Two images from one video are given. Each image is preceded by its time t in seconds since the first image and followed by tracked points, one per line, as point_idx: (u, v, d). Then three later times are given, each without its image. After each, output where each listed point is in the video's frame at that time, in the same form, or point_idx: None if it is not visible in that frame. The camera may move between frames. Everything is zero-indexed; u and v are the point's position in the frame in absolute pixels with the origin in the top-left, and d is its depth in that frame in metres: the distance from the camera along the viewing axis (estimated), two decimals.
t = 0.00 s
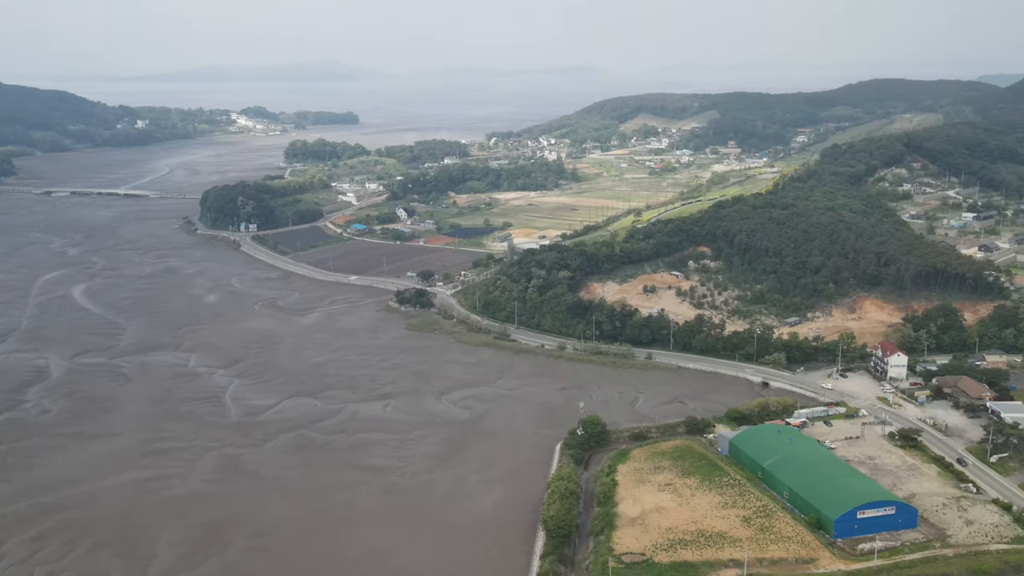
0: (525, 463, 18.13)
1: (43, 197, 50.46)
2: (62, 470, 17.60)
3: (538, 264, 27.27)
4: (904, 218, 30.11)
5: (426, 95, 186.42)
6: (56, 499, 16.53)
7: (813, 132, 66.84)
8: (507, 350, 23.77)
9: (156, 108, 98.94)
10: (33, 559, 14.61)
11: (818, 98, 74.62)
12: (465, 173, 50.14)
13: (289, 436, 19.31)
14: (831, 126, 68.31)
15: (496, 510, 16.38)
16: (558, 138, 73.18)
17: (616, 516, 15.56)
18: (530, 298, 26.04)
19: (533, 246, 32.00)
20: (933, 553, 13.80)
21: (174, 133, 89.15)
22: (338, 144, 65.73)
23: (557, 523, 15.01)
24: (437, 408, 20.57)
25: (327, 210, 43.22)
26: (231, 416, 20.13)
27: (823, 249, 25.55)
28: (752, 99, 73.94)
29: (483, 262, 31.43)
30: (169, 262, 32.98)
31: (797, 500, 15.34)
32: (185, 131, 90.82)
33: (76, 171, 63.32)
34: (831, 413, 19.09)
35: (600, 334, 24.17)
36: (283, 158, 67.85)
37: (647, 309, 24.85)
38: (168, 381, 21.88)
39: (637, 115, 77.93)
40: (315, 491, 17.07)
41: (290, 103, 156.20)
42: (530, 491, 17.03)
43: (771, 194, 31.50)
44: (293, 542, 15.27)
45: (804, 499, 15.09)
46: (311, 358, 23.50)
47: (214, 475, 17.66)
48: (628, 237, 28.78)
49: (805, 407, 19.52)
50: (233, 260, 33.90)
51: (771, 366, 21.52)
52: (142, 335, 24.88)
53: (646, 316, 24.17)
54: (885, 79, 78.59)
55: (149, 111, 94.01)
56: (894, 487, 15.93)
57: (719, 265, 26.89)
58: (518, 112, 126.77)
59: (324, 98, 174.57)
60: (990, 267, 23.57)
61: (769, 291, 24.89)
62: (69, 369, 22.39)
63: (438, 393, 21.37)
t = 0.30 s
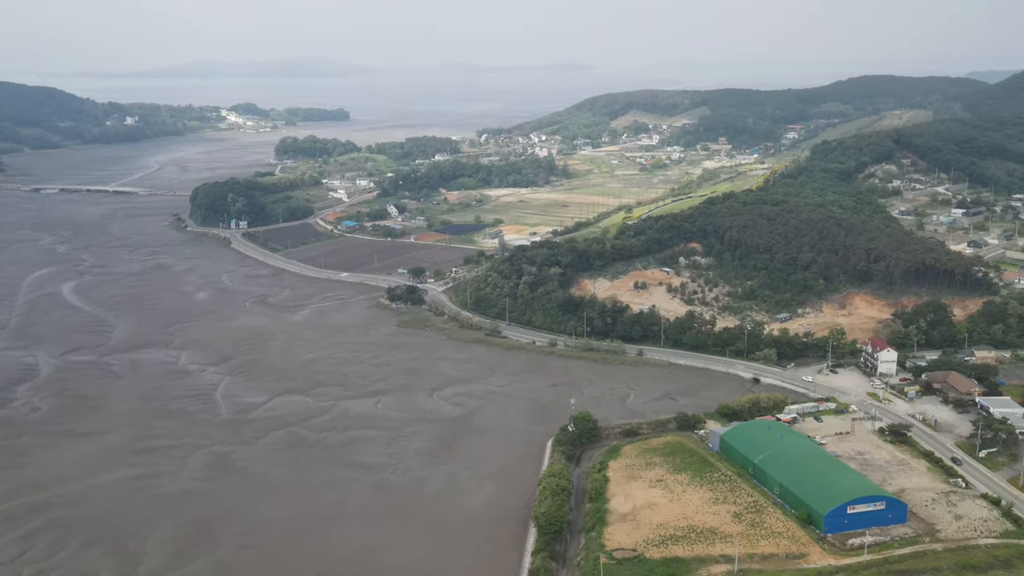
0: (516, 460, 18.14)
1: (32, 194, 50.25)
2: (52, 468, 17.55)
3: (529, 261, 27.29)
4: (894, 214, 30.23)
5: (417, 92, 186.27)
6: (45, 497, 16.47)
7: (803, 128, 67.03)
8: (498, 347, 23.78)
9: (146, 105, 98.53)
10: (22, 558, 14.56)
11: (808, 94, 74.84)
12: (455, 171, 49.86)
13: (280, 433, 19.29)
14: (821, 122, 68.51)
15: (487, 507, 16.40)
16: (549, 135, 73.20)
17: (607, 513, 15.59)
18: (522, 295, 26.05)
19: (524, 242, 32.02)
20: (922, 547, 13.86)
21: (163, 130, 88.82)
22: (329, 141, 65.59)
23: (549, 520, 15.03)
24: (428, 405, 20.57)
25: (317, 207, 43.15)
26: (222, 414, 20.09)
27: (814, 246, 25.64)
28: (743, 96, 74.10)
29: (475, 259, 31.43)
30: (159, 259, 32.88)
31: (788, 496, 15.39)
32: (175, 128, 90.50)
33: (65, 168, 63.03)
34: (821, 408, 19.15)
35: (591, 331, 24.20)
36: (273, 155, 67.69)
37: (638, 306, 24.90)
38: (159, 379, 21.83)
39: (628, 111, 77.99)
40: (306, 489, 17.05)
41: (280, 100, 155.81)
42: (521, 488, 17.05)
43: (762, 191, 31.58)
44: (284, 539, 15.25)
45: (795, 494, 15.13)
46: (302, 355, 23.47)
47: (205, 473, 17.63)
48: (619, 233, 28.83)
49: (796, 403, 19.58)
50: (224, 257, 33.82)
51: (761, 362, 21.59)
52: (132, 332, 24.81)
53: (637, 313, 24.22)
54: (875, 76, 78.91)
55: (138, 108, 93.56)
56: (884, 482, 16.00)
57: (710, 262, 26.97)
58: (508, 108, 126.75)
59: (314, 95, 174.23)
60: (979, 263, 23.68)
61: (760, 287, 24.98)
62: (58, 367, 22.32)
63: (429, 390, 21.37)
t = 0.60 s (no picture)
0: (507, 456, 18.15)
1: (20, 191, 49.97)
2: (41, 466, 17.48)
3: (520, 257, 27.29)
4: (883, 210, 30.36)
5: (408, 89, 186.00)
6: (35, 496, 16.41)
7: (793, 124, 67.23)
8: (489, 343, 23.78)
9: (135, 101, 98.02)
10: (12, 557, 14.50)
11: (798, 91, 75.08)
12: (446, 167, 49.96)
13: (271, 430, 19.26)
14: (811, 118, 68.73)
15: (479, 503, 16.41)
16: (539, 131, 73.19)
17: (598, 509, 15.61)
18: (512, 291, 26.05)
19: (514, 239, 32.03)
20: (912, 542, 13.91)
21: (152, 127, 88.44)
22: (319, 137, 65.41)
23: (541, 516, 15.04)
24: (420, 402, 20.56)
25: (308, 204, 43.07)
26: (213, 411, 20.04)
27: (804, 241, 25.72)
28: (733, 92, 74.24)
29: (466, 256, 31.44)
30: (148, 256, 32.76)
31: (778, 491, 15.43)
32: (164, 125, 90.14)
33: (53, 165, 62.66)
34: (812, 404, 19.21)
35: (582, 327, 24.24)
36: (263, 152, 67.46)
37: (629, 302, 24.95)
38: (149, 377, 21.77)
39: (619, 108, 78.02)
40: (297, 486, 17.03)
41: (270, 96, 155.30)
42: (513, 484, 17.07)
43: (752, 187, 31.66)
44: (276, 537, 15.21)
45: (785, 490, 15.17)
46: (293, 352, 23.44)
47: (196, 470, 17.59)
48: (610, 229, 28.86)
49: (787, 398, 19.63)
50: (214, 254, 33.73)
51: (752, 358, 21.64)
52: (122, 330, 24.73)
53: (628, 309, 24.26)
54: (864, 73, 79.27)
55: (126, 105, 93.02)
56: (874, 477, 16.06)
57: (701, 258, 27.02)
58: (499, 105, 126.74)
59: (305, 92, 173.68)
60: (968, 259, 23.80)
61: (750, 283, 25.06)
62: (47, 365, 22.23)
63: (420, 386, 21.37)
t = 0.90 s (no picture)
0: (499, 452, 18.18)
1: (8, 187, 49.67)
2: (31, 464, 17.42)
3: (511, 253, 27.29)
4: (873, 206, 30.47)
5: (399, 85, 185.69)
6: (25, 494, 16.35)
7: (784, 120, 67.38)
8: (480, 339, 23.80)
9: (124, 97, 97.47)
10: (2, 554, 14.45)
11: (789, 87, 75.27)
12: (437, 163, 49.93)
13: (262, 427, 19.24)
14: (801, 114, 68.91)
15: (471, 499, 16.42)
16: (530, 127, 73.15)
17: (590, 504, 15.64)
18: (504, 287, 26.05)
19: (505, 235, 32.04)
20: (902, 536, 13.98)
21: (142, 123, 88.04)
22: (310, 133, 65.23)
23: (532, 512, 15.06)
24: (411, 398, 20.57)
25: (299, 200, 42.96)
26: (203, 408, 20.01)
27: (795, 237, 25.80)
28: (724, 89, 74.36)
29: (457, 251, 31.43)
30: (138, 253, 32.65)
31: (770, 486, 15.48)
32: (154, 121, 89.70)
33: (42, 161, 62.29)
34: (802, 399, 19.27)
35: (573, 323, 24.27)
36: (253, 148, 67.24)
37: (620, 298, 24.99)
38: (140, 373, 21.70)
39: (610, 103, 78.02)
40: (288, 482, 17.02)
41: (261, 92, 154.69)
42: (505, 480, 17.09)
43: (742, 182, 31.72)
44: (267, 534, 15.19)
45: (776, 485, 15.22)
46: (283, 348, 23.42)
47: (187, 467, 17.56)
48: (601, 225, 28.89)
49: (777, 393, 19.70)
50: (204, 250, 33.64)
51: (743, 354, 21.70)
52: (112, 326, 24.65)
53: (619, 305, 24.30)
54: (854, 69, 79.53)
55: (115, 100, 92.40)
56: (865, 472, 16.13)
57: (691, 254, 27.09)
58: (489, 101, 126.59)
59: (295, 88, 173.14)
60: (958, 254, 23.93)
61: (741, 279, 25.14)
62: (37, 362, 22.14)
63: (412, 382, 21.37)
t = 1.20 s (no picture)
0: (491, 447, 18.19)
1: None
2: (21, 462, 17.36)
3: (502, 249, 27.29)
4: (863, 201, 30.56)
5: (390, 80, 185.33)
6: (14, 491, 16.29)
7: (774, 116, 67.53)
8: (472, 335, 23.80)
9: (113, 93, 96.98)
10: None
11: (780, 83, 75.44)
12: (428, 159, 49.88)
13: (253, 423, 19.21)
14: (791, 109, 69.07)
15: (462, 495, 16.43)
16: (521, 123, 73.11)
17: (582, 500, 15.66)
18: (495, 283, 26.06)
19: (497, 231, 32.04)
20: (892, 530, 14.03)
21: (131, 119, 87.67)
22: (301, 129, 65.08)
23: (524, 507, 15.07)
24: (403, 394, 20.56)
25: (289, 196, 42.88)
26: (194, 405, 19.97)
27: (785, 232, 25.87)
28: (715, 84, 74.48)
29: (448, 247, 31.42)
30: (128, 250, 32.53)
31: (760, 481, 15.51)
32: (143, 117, 89.31)
33: (30, 157, 61.96)
34: (793, 394, 19.33)
35: (565, 318, 24.29)
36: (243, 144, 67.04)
37: (612, 294, 25.03)
38: (130, 371, 21.64)
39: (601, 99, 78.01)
40: (280, 479, 17.00)
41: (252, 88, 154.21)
42: (496, 475, 17.10)
43: (733, 178, 31.78)
44: (259, 531, 15.16)
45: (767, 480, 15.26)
46: (275, 345, 23.38)
47: (178, 464, 17.52)
48: (592, 221, 28.93)
49: (768, 388, 19.76)
50: (194, 246, 33.54)
51: (734, 349, 21.75)
52: (102, 323, 24.57)
53: (610, 301, 24.33)
54: (844, 65, 79.74)
55: (104, 96, 91.91)
56: (855, 466, 16.18)
57: (682, 249, 27.16)
58: (480, 97, 126.48)
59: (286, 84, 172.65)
60: (948, 249, 24.04)
61: (732, 274, 25.21)
62: (27, 359, 22.06)
63: (403, 378, 21.37)
